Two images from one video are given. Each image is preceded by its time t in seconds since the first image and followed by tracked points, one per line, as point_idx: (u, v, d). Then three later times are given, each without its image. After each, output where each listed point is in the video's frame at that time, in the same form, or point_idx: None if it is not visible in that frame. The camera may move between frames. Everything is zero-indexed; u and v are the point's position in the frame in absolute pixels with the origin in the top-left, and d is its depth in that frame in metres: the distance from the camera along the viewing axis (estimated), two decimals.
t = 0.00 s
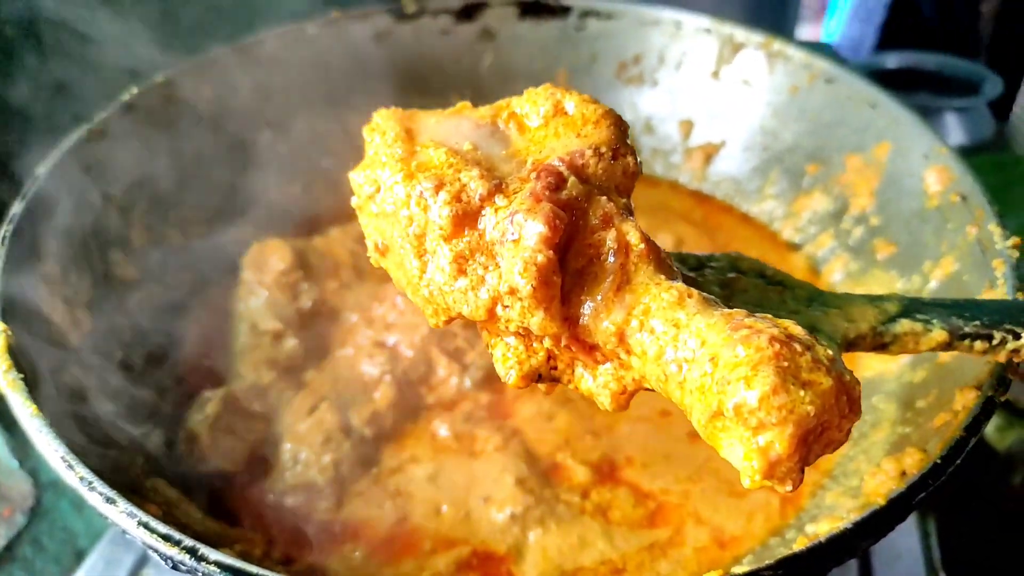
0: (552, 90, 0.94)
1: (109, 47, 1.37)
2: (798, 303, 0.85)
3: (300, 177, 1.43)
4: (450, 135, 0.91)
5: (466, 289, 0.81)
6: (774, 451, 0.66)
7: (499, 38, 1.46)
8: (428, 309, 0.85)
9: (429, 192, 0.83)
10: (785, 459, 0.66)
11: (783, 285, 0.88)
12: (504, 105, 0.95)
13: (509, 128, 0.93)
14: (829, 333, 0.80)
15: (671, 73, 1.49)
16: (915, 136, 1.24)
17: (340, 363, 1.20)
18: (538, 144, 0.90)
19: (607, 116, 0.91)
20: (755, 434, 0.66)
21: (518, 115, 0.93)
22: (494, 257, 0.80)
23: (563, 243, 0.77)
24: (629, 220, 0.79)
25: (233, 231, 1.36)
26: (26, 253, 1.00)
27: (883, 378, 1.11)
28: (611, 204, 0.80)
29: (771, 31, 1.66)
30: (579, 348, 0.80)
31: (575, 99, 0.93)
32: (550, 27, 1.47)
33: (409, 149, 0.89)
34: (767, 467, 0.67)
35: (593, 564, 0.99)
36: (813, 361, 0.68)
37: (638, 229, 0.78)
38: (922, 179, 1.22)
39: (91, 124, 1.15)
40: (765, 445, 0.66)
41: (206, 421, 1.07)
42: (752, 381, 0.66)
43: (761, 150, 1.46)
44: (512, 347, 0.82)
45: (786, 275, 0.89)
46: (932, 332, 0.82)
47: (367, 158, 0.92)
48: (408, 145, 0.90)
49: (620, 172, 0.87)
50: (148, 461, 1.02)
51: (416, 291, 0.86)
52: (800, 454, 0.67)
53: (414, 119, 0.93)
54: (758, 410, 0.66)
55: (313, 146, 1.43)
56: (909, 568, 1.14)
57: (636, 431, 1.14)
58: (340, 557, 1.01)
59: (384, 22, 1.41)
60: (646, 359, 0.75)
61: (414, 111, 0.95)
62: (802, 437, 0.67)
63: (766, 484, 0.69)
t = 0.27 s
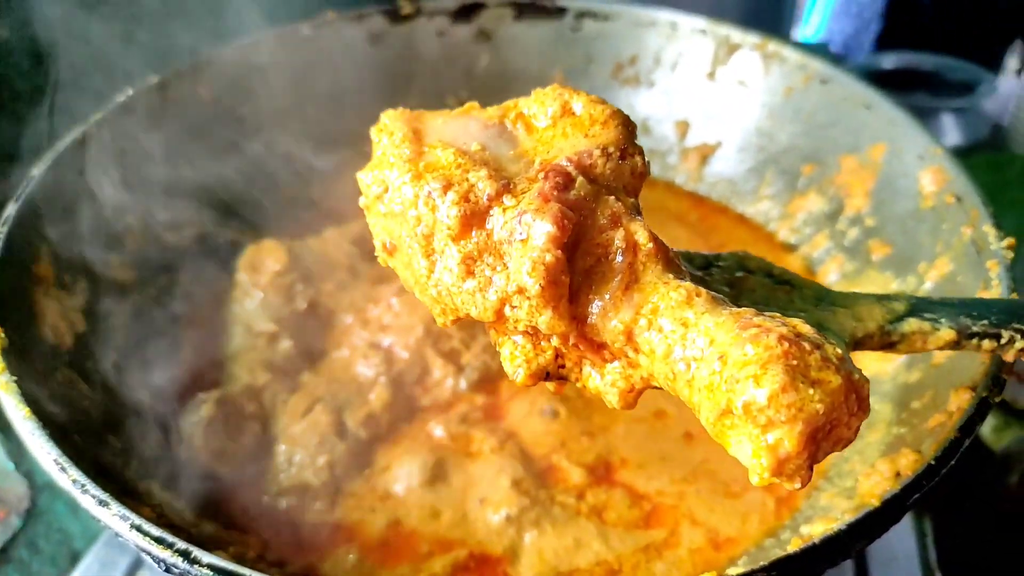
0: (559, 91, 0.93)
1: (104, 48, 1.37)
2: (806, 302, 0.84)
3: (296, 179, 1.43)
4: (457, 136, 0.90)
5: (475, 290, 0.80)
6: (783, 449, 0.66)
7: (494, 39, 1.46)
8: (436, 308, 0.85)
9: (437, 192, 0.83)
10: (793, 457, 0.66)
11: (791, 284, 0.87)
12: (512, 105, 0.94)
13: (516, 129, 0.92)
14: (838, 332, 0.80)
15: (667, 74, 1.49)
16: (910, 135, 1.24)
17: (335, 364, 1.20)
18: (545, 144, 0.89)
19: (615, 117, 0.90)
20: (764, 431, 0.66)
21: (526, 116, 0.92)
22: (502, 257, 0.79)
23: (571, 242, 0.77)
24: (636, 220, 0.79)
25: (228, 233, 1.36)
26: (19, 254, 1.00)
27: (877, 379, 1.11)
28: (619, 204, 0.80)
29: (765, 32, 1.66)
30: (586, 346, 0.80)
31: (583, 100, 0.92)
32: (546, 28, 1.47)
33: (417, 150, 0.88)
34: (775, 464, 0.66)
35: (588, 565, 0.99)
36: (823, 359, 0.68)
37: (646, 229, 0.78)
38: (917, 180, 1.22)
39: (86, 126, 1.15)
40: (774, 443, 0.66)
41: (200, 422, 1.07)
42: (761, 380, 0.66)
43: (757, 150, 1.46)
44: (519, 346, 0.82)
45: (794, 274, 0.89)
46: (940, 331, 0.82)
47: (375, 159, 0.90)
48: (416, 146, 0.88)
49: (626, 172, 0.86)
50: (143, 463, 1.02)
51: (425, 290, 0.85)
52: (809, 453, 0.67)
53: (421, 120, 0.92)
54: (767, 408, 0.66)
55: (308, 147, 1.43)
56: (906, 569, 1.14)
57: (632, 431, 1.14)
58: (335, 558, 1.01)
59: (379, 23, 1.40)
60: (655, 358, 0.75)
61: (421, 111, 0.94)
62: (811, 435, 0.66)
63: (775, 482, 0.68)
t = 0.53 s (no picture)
0: (562, 72, 0.91)
1: (103, 50, 1.37)
2: (806, 288, 0.81)
3: (294, 181, 1.43)
4: (460, 116, 0.89)
5: (474, 271, 0.78)
6: (780, 425, 0.64)
7: (493, 41, 1.46)
8: (436, 288, 0.83)
9: (438, 170, 0.80)
10: (791, 433, 0.64)
11: (790, 270, 0.84)
12: (514, 87, 0.92)
13: (518, 109, 0.90)
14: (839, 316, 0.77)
15: (665, 75, 1.50)
16: (907, 136, 1.24)
17: (334, 367, 1.20)
18: (547, 125, 0.88)
19: (617, 98, 0.87)
20: (761, 407, 0.64)
21: (528, 97, 0.90)
22: (502, 237, 0.77)
23: (571, 220, 0.74)
24: (637, 199, 0.76)
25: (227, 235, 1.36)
26: (17, 256, 1.00)
27: (876, 382, 1.11)
28: (619, 182, 0.78)
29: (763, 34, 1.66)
30: (586, 326, 0.77)
31: (585, 80, 0.89)
32: (544, 30, 1.47)
33: (420, 129, 0.86)
34: (772, 440, 0.64)
35: (586, 567, 0.99)
36: (822, 336, 0.65)
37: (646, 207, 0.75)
38: (914, 181, 1.22)
39: (84, 129, 1.15)
40: (771, 418, 0.64)
41: (199, 425, 1.07)
42: (759, 354, 0.64)
43: (755, 152, 1.46)
44: (519, 326, 0.79)
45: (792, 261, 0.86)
46: (941, 317, 0.79)
47: (377, 139, 0.89)
48: (419, 126, 0.87)
49: (629, 153, 0.84)
50: (141, 466, 1.02)
51: (425, 270, 0.83)
52: (807, 428, 0.65)
53: (425, 101, 0.91)
54: (765, 382, 0.63)
55: (306, 149, 1.43)
56: (905, 569, 1.14)
57: (630, 433, 1.14)
58: (333, 561, 1.01)
59: (378, 26, 1.40)
60: (654, 336, 0.72)
61: (424, 93, 0.92)
62: (809, 411, 0.64)
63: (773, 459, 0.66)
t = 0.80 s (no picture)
0: (566, 64, 0.89)
1: (101, 51, 1.37)
2: (812, 285, 0.81)
3: (293, 182, 1.44)
4: (463, 108, 0.87)
5: (477, 268, 0.77)
6: (792, 425, 0.63)
7: (491, 43, 1.46)
8: (436, 285, 0.81)
9: (440, 162, 0.79)
10: (802, 433, 0.64)
11: (795, 267, 0.84)
12: (518, 78, 0.90)
13: (521, 101, 0.88)
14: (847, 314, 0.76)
15: (663, 78, 1.50)
16: (905, 139, 1.24)
17: (332, 369, 1.20)
18: (551, 116, 0.86)
19: (622, 90, 0.86)
20: (773, 407, 0.63)
21: (532, 89, 0.88)
22: (506, 232, 0.76)
23: (576, 214, 0.73)
24: (643, 193, 0.75)
25: (225, 237, 1.36)
26: (14, 257, 1.00)
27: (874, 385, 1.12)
28: (625, 176, 0.77)
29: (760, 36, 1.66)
30: (591, 323, 0.76)
31: (590, 72, 0.88)
32: (543, 32, 1.47)
33: (421, 121, 0.85)
34: (783, 441, 0.64)
35: (583, 570, 0.99)
36: (834, 334, 0.65)
37: (653, 202, 0.74)
38: (912, 184, 1.22)
39: (81, 131, 1.15)
40: (783, 419, 0.63)
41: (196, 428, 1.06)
42: (770, 353, 0.63)
43: (753, 154, 1.46)
44: (521, 323, 0.78)
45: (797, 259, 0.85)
46: (948, 315, 0.79)
47: (377, 131, 0.87)
48: (420, 118, 0.85)
49: (635, 147, 0.83)
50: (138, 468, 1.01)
51: (426, 265, 0.81)
52: (819, 430, 0.64)
53: (426, 91, 0.89)
54: (777, 382, 0.62)
55: (304, 151, 1.43)
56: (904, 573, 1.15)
57: (628, 435, 1.14)
58: (331, 564, 1.00)
59: (376, 28, 1.40)
60: (660, 334, 0.71)
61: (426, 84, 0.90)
62: (822, 411, 0.63)
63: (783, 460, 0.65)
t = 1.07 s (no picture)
0: (562, 66, 0.89)
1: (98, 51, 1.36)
2: (816, 292, 0.80)
3: (290, 183, 1.43)
4: (456, 112, 0.86)
5: (471, 281, 0.76)
6: (802, 443, 0.63)
7: (489, 43, 1.46)
8: (429, 294, 0.82)
9: (432, 169, 0.79)
10: (813, 451, 0.63)
11: (799, 274, 0.84)
12: (512, 82, 0.90)
13: (517, 105, 0.88)
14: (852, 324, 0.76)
15: (661, 78, 1.50)
16: (903, 139, 1.24)
17: (329, 370, 1.20)
18: (547, 121, 0.86)
19: (620, 93, 0.86)
20: (783, 424, 0.63)
21: (527, 92, 0.88)
22: (501, 241, 0.76)
23: (575, 222, 0.73)
24: (643, 201, 0.75)
25: (222, 238, 1.36)
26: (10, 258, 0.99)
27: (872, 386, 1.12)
28: (624, 183, 0.76)
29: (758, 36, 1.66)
30: (591, 334, 0.76)
31: (587, 76, 0.88)
32: (541, 31, 1.46)
33: (412, 126, 0.85)
34: (793, 459, 0.63)
35: (582, 572, 0.99)
36: (844, 347, 0.64)
37: (653, 210, 0.74)
38: (911, 184, 1.21)
39: (78, 130, 1.14)
40: (793, 437, 0.63)
41: (192, 429, 1.05)
42: (779, 369, 0.62)
43: (750, 155, 1.46)
44: (518, 334, 0.77)
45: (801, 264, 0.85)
46: (955, 324, 0.78)
47: (368, 136, 0.87)
48: (412, 123, 0.85)
49: (633, 152, 0.82)
50: (134, 469, 1.01)
51: (418, 275, 0.81)
52: (830, 447, 0.64)
53: (417, 95, 0.89)
54: (786, 399, 0.62)
55: (301, 151, 1.43)
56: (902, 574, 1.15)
57: (625, 435, 1.14)
58: (328, 565, 1.00)
59: (374, 28, 1.40)
60: (663, 346, 0.71)
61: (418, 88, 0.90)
62: (833, 429, 0.63)
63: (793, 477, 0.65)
